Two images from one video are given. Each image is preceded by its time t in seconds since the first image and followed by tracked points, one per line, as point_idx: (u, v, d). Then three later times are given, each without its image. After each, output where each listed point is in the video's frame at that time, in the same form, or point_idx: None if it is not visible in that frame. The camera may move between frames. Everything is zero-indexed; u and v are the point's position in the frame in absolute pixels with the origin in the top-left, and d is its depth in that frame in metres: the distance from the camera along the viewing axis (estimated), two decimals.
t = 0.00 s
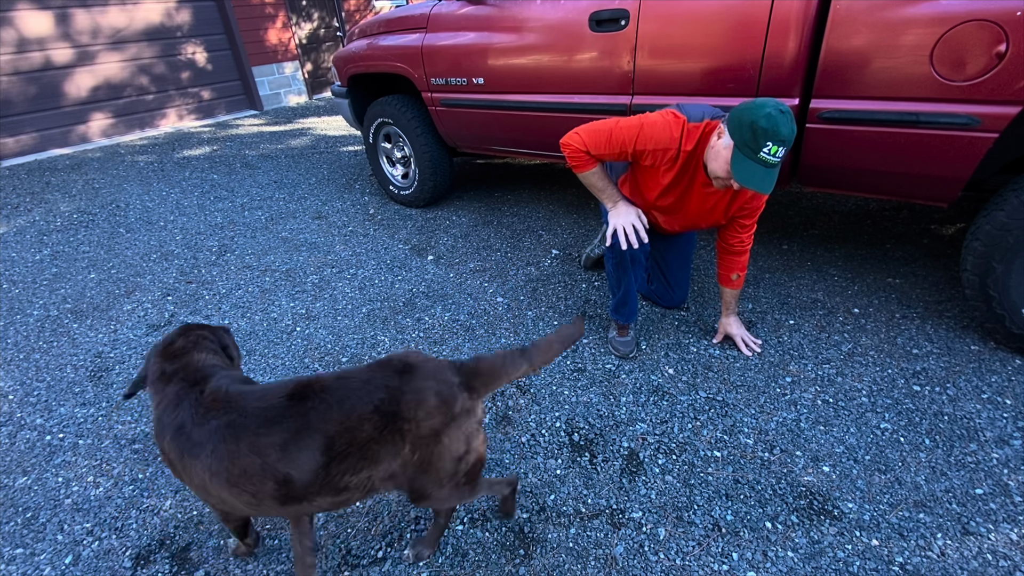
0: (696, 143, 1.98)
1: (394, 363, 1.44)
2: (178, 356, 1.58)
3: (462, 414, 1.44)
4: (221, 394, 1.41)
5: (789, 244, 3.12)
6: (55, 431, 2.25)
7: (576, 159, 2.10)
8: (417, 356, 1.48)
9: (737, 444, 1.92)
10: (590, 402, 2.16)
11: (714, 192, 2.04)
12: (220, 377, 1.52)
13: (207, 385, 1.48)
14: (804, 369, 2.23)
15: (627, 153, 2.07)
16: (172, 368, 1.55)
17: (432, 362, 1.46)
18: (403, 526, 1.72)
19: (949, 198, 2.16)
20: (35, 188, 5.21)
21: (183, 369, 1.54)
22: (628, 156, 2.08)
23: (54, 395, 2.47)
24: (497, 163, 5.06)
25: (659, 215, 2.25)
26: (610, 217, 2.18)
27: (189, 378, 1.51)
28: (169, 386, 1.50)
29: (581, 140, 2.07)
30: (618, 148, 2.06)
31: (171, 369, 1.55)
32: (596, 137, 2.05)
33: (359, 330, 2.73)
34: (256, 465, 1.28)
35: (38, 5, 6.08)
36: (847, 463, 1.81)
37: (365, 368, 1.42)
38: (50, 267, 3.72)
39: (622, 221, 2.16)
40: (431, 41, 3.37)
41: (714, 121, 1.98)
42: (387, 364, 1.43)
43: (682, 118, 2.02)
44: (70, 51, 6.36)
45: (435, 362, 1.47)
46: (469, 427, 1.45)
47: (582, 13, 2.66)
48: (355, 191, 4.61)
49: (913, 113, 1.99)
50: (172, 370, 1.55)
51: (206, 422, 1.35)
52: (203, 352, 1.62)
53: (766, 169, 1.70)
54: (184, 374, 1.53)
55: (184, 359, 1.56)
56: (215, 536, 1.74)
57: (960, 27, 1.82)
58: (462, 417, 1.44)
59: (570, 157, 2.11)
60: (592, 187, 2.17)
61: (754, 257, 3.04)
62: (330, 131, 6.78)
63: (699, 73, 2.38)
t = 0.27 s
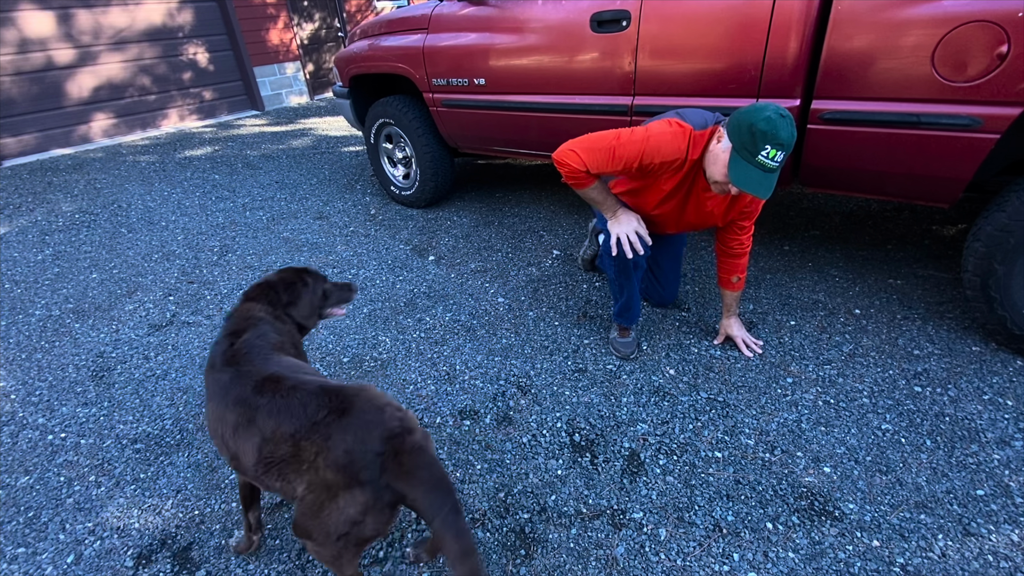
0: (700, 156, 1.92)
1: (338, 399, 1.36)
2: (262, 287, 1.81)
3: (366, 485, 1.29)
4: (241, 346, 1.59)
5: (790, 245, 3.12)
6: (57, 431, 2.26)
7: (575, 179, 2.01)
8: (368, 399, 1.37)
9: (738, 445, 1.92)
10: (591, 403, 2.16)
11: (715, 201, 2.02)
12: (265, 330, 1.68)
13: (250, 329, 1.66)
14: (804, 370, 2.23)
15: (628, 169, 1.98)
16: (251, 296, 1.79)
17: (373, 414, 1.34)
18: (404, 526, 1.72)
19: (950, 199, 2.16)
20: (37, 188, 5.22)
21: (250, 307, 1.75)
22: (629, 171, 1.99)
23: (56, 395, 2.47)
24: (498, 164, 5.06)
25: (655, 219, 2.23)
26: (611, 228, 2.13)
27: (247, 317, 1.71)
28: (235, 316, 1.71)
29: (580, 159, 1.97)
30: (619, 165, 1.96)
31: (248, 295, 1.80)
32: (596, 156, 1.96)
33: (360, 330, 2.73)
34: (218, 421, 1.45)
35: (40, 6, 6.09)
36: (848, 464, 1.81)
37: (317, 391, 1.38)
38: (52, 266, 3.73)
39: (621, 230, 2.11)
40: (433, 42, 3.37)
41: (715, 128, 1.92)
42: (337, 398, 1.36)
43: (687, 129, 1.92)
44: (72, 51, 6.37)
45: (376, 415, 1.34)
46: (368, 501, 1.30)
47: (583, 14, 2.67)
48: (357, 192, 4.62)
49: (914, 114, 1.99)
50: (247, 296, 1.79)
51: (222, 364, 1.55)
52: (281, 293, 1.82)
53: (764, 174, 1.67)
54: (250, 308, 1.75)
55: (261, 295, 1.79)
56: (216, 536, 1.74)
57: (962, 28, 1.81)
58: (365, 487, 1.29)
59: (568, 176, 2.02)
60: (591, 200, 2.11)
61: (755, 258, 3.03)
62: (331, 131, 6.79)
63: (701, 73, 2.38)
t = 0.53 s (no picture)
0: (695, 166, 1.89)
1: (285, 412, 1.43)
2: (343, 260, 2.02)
3: (268, 501, 1.33)
4: (295, 318, 1.76)
5: (791, 246, 3.12)
6: (58, 432, 2.26)
7: (568, 181, 2.01)
8: (305, 424, 1.40)
9: (738, 446, 1.92)
10: (592, 404, 2.16)
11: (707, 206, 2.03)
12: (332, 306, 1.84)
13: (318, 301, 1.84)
14: (805, 371, 2.23)
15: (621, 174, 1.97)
16: (335, 266, 2.00)
17: (301, 438, 1.37)
18: (405, 527, 1.73)
19: (950, 201, 2.17)
20: (39, 189, 5.23)
21: (328, 279, 1.94)
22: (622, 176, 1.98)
23: (57, 396, 2.48)
24: (499, 165, 5.07)
25: (648, 217, 2.23)
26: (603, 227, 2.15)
27: (321, 289, 1.90)
28: (312, 285, 1.90)
29: (573, 163, 1.97)
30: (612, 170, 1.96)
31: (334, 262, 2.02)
32: (589, 161, 1.95)
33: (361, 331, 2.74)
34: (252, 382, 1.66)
35: (42, 6, 6.10)
36: (848, 466, 1.81)
37: (279, 398, 1.47)
38: (54, 267, 3.74)
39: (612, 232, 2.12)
40: (434, 43, 3.38)
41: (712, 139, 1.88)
42: (287, 411, 1.43)
43: (683, 139, 1.87)
44: (74, 52, 6.38)
45: (301, 439, 1.37)
46: (266, 516, 1.34)
47: (584, 16, 2.67)
48: (357, 193, 4.63)
49: (914, 116, 2.00)
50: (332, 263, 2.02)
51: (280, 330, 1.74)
52: (358, 268, 2.01)
53: (756, 186, 1.67)
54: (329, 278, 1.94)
55: (342, 268, 1.99)
56: (217, 536, 1.74)
57: (961, 30, 1.82)
58: (262, 500, 1.34)
59: (561, 177, 2.02)
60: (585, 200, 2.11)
61: (755, 260, 3.04)
62: (332, 133, 6.80)
63: (701, 75, 2.38)
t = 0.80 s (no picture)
0: (691, 154, 1.88)
1: (290, 387, 1.48)
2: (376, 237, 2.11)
3: (263, 468, 1.39)
4: (327, 297, 1.86)
5: (790, 249, 3.12)
6: (59, 433, 2.26)
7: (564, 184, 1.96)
8: (304, 400, 1.44)
9: (737, 448, 1.92)
10: (591, 406, 2.16)
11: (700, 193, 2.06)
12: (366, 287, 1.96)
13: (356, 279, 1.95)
14: (804, 373, 2.24)
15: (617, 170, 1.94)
16: (370, 244, 2.09)
17: (298, 413, 1.41)
18: (405, 529, 1.73)
19: (950, 204, 2.17)
20: (40, 190, 5.24)
21: (363, 263, 2.05)
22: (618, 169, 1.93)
23: (58, 397, 2.48)
24: (499, 167, 5.08)
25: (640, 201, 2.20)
26: (600, 227, 2.14)
27: (357, 272, 2.03)
28: (347, 268, 2.03)
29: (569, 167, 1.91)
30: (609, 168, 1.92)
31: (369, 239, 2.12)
32: (586, 163, 1.90)
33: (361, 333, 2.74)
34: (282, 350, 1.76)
35: (44, 8, 6.11)
36: (848, 468, 1.81)
37: (290, 371, 1.54)
38: (54, 268, 3.74)
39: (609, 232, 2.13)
40: (435, 46, 3.39)
41: (708, 126, 1.85)
42: (295, 384, 1.49)
43: (680, 132, 1.84)
44: (75, 54, 6.40)
45: (297, 413, 1.41)
46: (261, 483, 1.39)
47: (584, 19, 2.68)
48: (358, 195, 4.63)
49: (914, 119, 2.00)
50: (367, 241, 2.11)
51: (315, 306, 1.84)
52: (391, 247, 2.08)
53: (758, 177, 1.67)
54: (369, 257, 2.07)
55: (376, 248, 2.08)
56: (217, 538, 1.75)
57: (960, 34, 1.83)
58: (258, 466, 1.40)
59: (557, 182, 1.96)
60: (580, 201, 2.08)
61: (755, 262, 3.04)
62: (333, 134, 6.81)
63: (702, 77, 2.39)
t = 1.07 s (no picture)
0: (695, 99, 1.66)
1: (320, 369, 1.56)
2: (433, 238, 2.13)
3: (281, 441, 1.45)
4: (378, 288, 1.94)
5: (790, 251, 3.13)
6: (60, 434, 2.27)
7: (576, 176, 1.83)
8: (328, 381, 1.51)
9: (737, 450, 1.93)
10: (592, 407, 2.17)
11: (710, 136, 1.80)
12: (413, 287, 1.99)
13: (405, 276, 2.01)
14: (804, 375, 2.24)
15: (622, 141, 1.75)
16: (425, 242, 2.13)
17: (321, 393, 1.48)
18: (406, 530, 1.73)
19: (949, 206, 2.18)
20: (41, 191, 5.25)
21: (417, 261, 2.08)
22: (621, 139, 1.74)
23: (59, 398, 2.49)
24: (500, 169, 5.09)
25: (647, 168, 2.02)
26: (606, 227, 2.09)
27: (408, 268, 2.05)
28: (399, 262, 2.07)
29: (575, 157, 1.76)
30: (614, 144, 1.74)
31: (425, 238, 2.15)
32: (588, 146, 1.72)
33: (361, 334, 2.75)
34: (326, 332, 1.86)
35: (46, 10, 6.12)
36: (847, 470, 1.82)
37: (325, 352, 1.63)
38: (55, 269, 3.75)
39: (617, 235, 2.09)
40: (435, 48, 3.40)
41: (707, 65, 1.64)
42: (324, 365, 1.57)
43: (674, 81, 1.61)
44: (76, 55, 6.41)
45: (319, 392, 1.48)
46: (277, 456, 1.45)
47: (584, 22, 2.69)
48: (359, 196, 4.64)
49: (912, 121, 2.01)
50: (422, 239, 2.15)
51: (363, 294, 1.92)
52: (448, 251, 2.11)
53: (776, 111, 1.45)
54: (425, 257, 2.09)
55: (433, 250, 2.10)
56: (217, 539, 1.75)
57: (959, 37, 1.83)
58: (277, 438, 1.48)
59: (567, 174, 1.81)
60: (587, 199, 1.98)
61: (755, 263, 3.05)
62: (334, 136, 6.82)
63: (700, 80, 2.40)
